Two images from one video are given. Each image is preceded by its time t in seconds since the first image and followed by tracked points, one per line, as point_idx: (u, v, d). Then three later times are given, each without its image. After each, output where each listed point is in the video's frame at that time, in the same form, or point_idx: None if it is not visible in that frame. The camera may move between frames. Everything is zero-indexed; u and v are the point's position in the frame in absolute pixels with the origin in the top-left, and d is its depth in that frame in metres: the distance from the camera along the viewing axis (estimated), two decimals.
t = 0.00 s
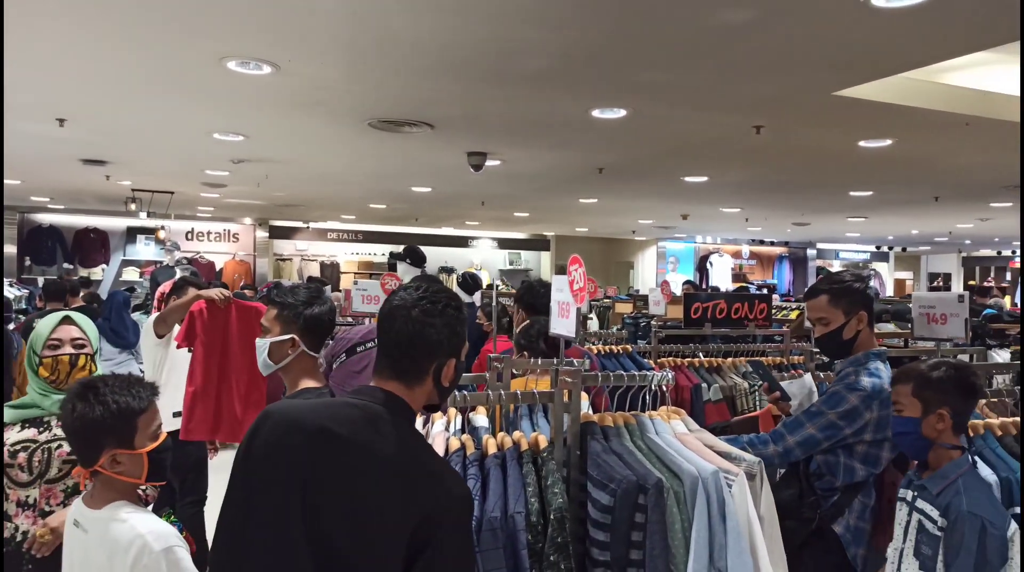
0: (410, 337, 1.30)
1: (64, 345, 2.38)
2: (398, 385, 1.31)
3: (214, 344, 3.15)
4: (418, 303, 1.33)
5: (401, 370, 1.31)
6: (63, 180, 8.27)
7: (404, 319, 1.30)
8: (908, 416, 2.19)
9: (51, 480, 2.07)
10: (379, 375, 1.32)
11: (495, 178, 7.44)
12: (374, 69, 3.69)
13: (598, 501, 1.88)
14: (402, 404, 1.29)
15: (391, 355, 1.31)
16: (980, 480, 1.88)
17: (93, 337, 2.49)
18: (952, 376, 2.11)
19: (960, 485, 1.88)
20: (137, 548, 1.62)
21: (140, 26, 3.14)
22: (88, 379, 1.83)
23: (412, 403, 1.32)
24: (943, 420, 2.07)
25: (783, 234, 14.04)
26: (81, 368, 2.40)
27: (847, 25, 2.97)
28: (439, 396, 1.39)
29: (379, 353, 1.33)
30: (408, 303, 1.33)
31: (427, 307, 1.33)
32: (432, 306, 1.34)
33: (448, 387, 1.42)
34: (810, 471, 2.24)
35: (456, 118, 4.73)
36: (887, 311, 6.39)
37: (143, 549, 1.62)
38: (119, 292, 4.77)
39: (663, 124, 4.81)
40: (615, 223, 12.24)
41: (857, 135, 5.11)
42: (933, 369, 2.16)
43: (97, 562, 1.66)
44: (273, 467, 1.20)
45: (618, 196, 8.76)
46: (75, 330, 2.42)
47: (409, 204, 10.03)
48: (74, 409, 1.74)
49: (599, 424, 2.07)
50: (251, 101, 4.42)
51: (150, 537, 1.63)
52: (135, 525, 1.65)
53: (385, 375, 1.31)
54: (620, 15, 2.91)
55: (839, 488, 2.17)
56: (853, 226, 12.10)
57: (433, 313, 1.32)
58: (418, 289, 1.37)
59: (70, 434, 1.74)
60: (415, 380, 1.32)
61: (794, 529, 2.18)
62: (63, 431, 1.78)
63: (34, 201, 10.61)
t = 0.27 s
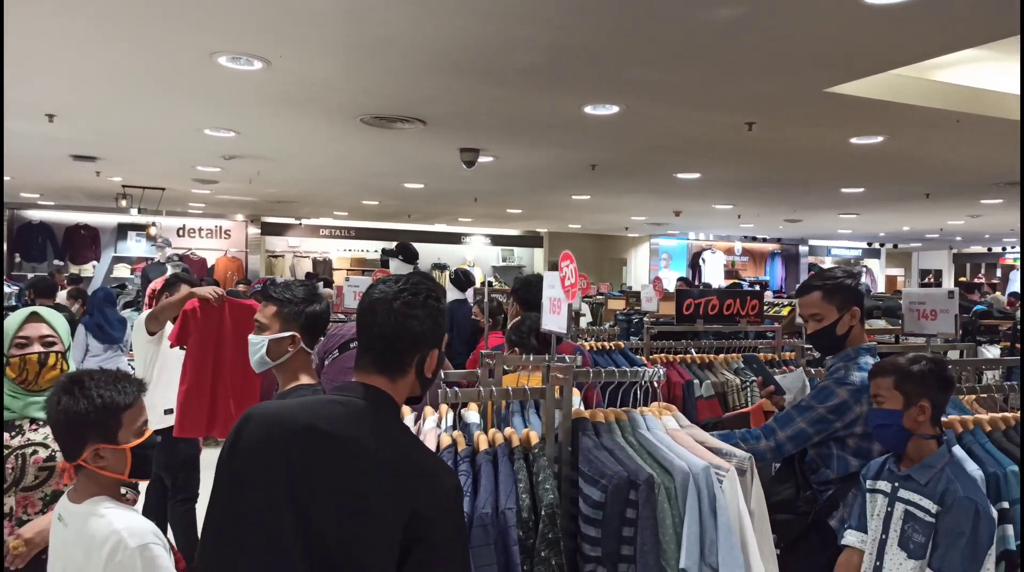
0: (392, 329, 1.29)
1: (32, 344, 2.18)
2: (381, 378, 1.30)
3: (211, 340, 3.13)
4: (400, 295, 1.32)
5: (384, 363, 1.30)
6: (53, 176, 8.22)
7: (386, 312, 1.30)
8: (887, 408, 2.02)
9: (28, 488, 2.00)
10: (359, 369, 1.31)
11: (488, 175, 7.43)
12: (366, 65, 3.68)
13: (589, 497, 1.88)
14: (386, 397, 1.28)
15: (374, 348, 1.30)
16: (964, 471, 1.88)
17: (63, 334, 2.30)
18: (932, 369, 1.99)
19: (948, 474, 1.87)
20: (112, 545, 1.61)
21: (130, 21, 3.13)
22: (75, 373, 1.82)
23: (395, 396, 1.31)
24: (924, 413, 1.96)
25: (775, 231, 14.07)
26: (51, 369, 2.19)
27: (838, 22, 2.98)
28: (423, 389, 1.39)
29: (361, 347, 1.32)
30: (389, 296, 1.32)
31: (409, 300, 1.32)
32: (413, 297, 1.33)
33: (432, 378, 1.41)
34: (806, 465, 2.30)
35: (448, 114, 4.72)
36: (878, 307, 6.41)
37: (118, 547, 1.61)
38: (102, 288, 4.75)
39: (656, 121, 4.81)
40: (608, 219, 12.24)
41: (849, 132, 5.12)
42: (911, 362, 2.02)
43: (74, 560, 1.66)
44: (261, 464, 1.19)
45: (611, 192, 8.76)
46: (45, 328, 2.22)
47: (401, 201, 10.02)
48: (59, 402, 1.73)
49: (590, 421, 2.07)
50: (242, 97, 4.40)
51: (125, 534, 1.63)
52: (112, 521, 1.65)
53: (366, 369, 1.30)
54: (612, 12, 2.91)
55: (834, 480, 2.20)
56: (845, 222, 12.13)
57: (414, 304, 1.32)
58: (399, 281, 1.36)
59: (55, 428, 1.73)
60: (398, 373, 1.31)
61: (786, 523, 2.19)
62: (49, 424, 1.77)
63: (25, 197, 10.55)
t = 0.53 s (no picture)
0: (361, 322, 1.28)
1: None
2: (354, 374, 1.28)
3: (204, 345, 3.11)
4: (367, 290, 1.32)
5: (356, 359, 1.28)
6: (42, 175, 8.17)
7: (354, 308, 1.29)
8: (866, 402, 2.02)
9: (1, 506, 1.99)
10: (331, 366, 1.29)
11: (479, 174, 7.43)
12: (357, 64, 3.68)
13: (579, 496, 1.88)
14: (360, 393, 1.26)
15: (344, 346, 1.29)
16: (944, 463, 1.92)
17: (21, 338, 2.44)
18: (909, 365, 2.02)
19: (932, 465, 1.90)
20: (85, 546, 1.60)
21: (119, 20, 3.11)
22: (60, 371, 1.82)
23: (370, 391, 1.29)
24: (902, 407, 1.99)
25: (766, 230, 14.12)
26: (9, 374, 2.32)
27: (827, 23, 3.00)
28: (394, 379, 1.38)
29: (329, 344, 1.31)
30: (356, 292, 1.32)
31: (378, 294, 1.32)
32: (381, 291, 1.32)
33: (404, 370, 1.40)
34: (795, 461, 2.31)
35: (439, 114, 4.72)
36: (867, 306, 6.44)
37: (91, 547, 1.59)
38: (83, 286, 4.62)
39: (647, 120, 4.83)
40: (600, 218, 12.25)
41: (839, 131, 5.14)
42: (889, 358, 2.04)
43: (51, 560, 1.65)
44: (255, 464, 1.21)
45: (602, 192, 8.77)
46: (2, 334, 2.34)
47: (393, 200, 10.00)
48: (44, 399, 1.73)
49: (580, 420, 2.07)
50: (232, 96, 4.39)
51: (99, 534, 1.61)
52: (88, 521, 1.64)
53: (337, 366, 1.29)
54: (602, 13, 2.92)
55: (822, 476, 2.20)
56: (835, 222, 12.19)
57: (382, 298, 1.31)
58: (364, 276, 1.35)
59: (38, 425, 1.73)
60: (371, 368, 1.30)
61: (772, 520, 2.23)
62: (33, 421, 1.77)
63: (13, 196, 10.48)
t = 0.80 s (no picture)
0: (316, 314, 1.27)
1: None
2: (314, 369, 1.27)
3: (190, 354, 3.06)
4: (323, 282, 1.30)
5: (315, 354, 1.27)
6: (28, 172, 8.09)
7: (308, 301, 1.28)
8: (852, 401, 2.02)
9: None
10: (291, 362, 1.28)
11: (469, 171, 7.42)
12: (345, 61, 3.66)
13: (567, 492, 1.88)
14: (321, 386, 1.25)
15: (301, 342, 1.27)
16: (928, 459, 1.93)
17: None
18: (892, 362, 2.03)
19: (914, 461, 1.92)
20: (59, 546, 1.58)
21: (105, 15, 3.08)
22: (40, 370, 1.81)
23: (333, 384, 1.29)
24: (886, 404, 1.99)
25: (756, 228, 14.16)
26: None
27: (815, 20, 3.01)
28: (355, 368, 1.37)
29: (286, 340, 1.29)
30: (311, 284, 1.30)
31: (333, 285, 1.30)
32: (336, 282, 1.31)
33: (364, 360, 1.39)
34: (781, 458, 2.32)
35: (428, 110, 4.70)
36: (855, 303, 6.48)
37: (65, 548, 1.58)
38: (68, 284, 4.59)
39: (637, 118, 4.83)
40: (590, 216, 12.25)
41: (828, 129, 5.16)
42: (874, 356, 2.05)
43: (20, 561, 1.62)
44: (234, 466, 1.19)
45: (592, 189, 8.78)
46: None
47: (383, 198, 9.97)
48: (22, 398, 1.71)
49: (569, 417, 2.07)
50: (220, 92, 4.36)
51: (73, 535, 1.60)
52: (63, 522, 1.62)
53: (297, 361, 1.28)
54: (591, 9, 2.92)
55: (807, 470, 2.22)
56: (824, 219, 12.24)
57: (337, 289, 1.30)
58: (318, 268, 1.33)
59: (16, 423, 1.71)
60: (332, 361, 1.29)
61: (760, 515, 2.23)
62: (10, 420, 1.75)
63: None
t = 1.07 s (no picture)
0: (264, 308, 1.26)
1: None
2: (269, 365, 1.26)
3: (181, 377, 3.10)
4: (272, 276, 1.29)
5: (269, 349, 1.26)
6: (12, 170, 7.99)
7: (259, 296, 1.27)
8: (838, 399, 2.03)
9: None
10: (246, 359, 1.27)
11: (458, 170, 7.40)
12: (333, 58, 3.65)
13: (553, 492, 1.88)
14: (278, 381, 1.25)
15: (253, 338, 1.26)
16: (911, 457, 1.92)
17: None
18: (882, 363, 2.03)
19: (896, 460, 1.91)
20: (38, 555, 1.56)
21: (90, 11, 3.06)
22: (20, 373, 1.76)
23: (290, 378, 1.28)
24: (875, 404, 2.00)
25: (744, 227, 14.20)
26: None
27: (803, 20, 3.02)
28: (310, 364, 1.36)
29: (238, 337, 1.28)
30: (259, 278, 1.28)
31: (283, 278, 1.29)
32: (285, 275, 1.30)
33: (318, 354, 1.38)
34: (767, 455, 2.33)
35: (417, 109, 4.69)
36: (842, 302, 6.51)
37: (44, 558, 1.56)
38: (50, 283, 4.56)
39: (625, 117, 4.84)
40: (579, 215, 12.26)
41: (815, 129, 5.18)
42: (862, 356, 2.05)
43: None
44: (204, 463, 1.17)
45: (581, 188, 8.78)
46: None
47: (371, 196, 9.92)
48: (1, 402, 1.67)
49: (556, 416, 2.08)
50: (207, 90, 4.33)
51: (53, 545, 1.58)
52: (42, 530, 1.61)
53: (251, 357, 1.26)
54: (580, 8, 2.92)
55: (793, 469, 2.26)
56: (812, 219, 12.28)
57: (289, 283, 1.29)
58: (266, 263, 1.32)
59: None
60: (286, 355, 1.28)
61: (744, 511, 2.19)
62: None
63: None
